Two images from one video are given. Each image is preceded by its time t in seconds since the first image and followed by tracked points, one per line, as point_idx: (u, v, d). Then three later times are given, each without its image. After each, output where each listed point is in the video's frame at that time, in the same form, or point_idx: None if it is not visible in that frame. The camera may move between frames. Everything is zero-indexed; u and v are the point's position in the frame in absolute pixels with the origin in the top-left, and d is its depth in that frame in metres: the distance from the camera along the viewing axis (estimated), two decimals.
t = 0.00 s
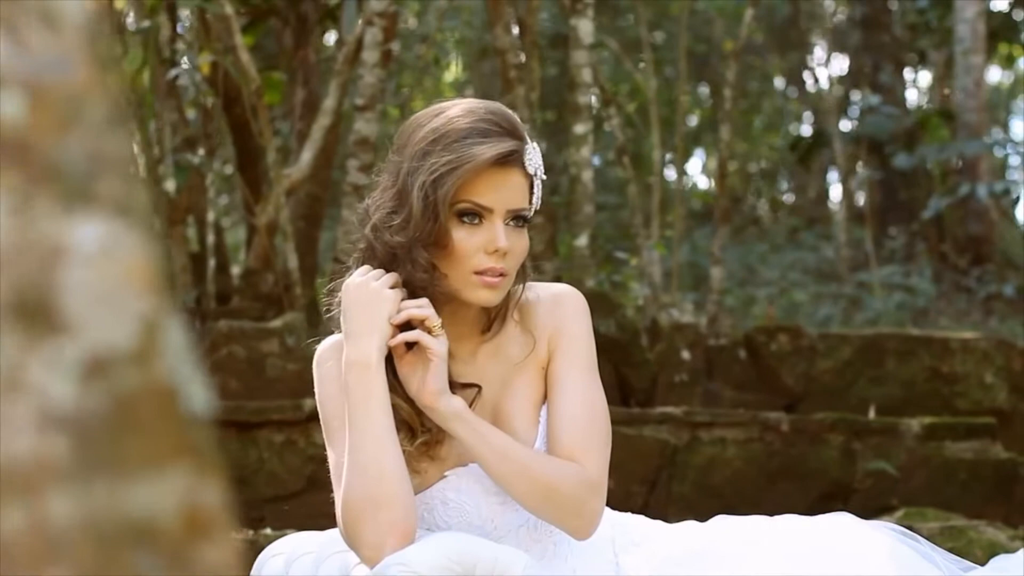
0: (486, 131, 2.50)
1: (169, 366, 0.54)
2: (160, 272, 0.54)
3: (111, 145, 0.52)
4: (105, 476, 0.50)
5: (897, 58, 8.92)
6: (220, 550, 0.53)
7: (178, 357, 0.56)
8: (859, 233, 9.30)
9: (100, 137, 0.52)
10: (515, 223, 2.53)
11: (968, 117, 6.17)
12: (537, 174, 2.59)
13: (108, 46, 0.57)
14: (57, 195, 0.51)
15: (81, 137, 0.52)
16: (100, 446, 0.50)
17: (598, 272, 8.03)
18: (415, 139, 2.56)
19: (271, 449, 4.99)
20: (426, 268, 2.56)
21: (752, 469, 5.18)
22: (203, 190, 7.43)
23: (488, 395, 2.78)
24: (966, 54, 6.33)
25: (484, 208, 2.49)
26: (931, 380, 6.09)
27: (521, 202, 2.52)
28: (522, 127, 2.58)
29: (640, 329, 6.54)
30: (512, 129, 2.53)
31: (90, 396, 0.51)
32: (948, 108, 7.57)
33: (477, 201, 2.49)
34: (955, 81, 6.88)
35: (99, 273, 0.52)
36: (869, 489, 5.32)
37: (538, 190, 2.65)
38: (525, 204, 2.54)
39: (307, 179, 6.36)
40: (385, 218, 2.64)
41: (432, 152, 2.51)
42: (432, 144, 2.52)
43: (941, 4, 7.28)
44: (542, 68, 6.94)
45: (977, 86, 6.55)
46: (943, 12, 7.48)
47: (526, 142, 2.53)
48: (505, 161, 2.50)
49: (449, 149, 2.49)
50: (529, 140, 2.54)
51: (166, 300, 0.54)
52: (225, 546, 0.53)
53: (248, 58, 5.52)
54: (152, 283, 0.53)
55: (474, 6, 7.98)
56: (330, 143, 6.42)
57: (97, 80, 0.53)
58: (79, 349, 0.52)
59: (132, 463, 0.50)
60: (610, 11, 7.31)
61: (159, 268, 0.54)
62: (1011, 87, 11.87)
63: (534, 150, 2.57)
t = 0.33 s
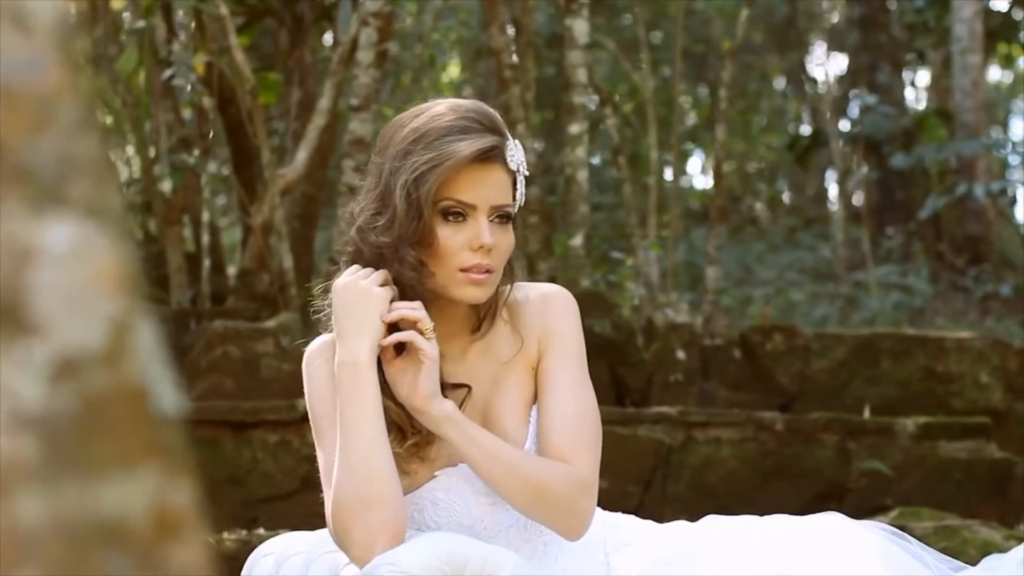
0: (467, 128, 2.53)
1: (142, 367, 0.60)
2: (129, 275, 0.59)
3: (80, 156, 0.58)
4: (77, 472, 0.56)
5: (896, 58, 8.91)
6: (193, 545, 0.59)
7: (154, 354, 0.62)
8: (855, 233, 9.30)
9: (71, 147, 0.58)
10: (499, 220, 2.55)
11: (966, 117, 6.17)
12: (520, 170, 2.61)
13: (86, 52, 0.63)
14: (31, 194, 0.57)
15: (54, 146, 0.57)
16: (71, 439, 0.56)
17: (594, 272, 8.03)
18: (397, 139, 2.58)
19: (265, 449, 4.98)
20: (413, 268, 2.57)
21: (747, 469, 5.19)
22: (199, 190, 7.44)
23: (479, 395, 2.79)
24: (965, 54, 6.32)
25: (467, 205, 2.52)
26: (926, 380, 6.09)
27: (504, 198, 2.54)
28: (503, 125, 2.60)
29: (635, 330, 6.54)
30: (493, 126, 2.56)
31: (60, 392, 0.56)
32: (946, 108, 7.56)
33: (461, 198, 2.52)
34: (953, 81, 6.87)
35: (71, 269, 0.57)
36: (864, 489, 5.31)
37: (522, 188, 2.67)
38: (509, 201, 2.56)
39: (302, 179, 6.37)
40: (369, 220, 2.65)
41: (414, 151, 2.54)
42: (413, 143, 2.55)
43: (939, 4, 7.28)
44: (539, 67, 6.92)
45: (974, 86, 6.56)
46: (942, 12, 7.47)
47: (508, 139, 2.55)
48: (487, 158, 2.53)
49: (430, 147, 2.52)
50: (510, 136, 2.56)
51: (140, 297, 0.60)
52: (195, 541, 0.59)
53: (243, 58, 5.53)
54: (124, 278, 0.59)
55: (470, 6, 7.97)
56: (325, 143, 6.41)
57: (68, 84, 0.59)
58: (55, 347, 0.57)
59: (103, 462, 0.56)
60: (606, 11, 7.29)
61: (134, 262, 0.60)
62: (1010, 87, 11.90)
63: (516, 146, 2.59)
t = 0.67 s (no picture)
0: (415, 121, 2.62)
1: (123, 370, 0.56)
2: (110, 278, 0.55)
3: (60, 157, 0.54)
4: (59, 470, 0.51)
5: (897, 58, 8.92)
6: (176, 547, 0.54)
7: (133, 359, 0.57)
8: (853, 233, 9.31)
9: (51, 152, 0.54)
10: (473, 203, 2.64)
11: (965, 117, 6.18)
12: (484, 151, 2.71)
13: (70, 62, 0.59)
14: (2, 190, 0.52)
15: (35, 146, 0.53)
16: (54, 439, 0.52)
17: (592, 272, 8.05)
18: (354, 150, 2.68)
19: (262, 450, 5.00)
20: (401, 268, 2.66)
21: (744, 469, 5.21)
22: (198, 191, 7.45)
23: (476, 394, 2.81)
24: (964, 55, 6.32)
25: (437, 194, 2.60)
26: (924, 380, 6.10)
27: (471, 177, 2.63)
28: (453, 111, 2.70)
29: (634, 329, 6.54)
30: (443, 114, 2.65)
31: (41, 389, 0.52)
32: (945, 109, 7.58)
33: (429, 190, 2.61)
34: (953, 81, 6.88)
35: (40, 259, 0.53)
36: (861, 489, 5.33)
37: (490, 170, 2.77)
38: (477, 182, 2.65)
39: (300, 179, 6.37)
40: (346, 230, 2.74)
41: (370, 155, 2.63)
42: (368, 147, 2.64)
43: (939, 5, 7.28)
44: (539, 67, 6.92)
45: (973, 86, 6.56)
46: (941, 13, 7.47)
47: (461, 122, 2.65)
48: (443, 143, 2.62)
49: (384, 147, 2.61)
50: (462, 119, 2.66)
51: (120, 298, 0.56)
52: (177, 543, 0.54)
53: (241, 58, 5.54)
54: (105, 278, 0.55)
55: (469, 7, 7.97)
56: (324, 143, 6.42)
57: (48, 86, 0.54)
58: (34, 349, 0.53)
59: (87, 460, 0.51)
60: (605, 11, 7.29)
61: (110, 267, 0.55)
62: (1011, 86, 11.88)
63: (472, 128, 2.69)
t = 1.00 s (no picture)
0: (426, 125, 2.64)
1: (102, 370, 0.53)
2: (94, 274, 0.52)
3: (45, 153, 0.52)
4: (36, 469, 0.49)
5: (895, 58, 8.93)
6: (157, 546, 0.52)
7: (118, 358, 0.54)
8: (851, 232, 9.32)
9: (29, 144, 0.51)
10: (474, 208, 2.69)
11: (964, 117, 6.18)
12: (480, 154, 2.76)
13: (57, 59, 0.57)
14: None
15: (15, 135, 0.51)
16: (36, 439, 0.50)
17: (590, 271, 8.05)
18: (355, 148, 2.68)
19: (259, 450, 5.02)
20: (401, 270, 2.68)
21: (742, 469, 5.22)
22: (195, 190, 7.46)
23: (468, 396, 2.84)
24: (962, 55, 6.32)
25: (448, 200, 2.64)
26: (922, 380, 6.12)
27: (476, 183, 2.67)
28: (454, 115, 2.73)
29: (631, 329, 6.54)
30: (448, 118, 2.68)
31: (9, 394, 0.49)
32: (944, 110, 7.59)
33: (439, 194, 2.64)
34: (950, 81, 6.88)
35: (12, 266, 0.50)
36: (858, 489, 5.35)
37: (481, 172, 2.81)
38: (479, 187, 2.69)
39: (298, 180, 6.38)
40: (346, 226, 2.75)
41: (377, 156, 2.64)
42: (374, 148, 2.64)
43: (937, 5, 7.29)
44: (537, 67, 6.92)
45: (971, 86, 6.57)
46: (940, 13, 7.47)
47: (466, 127, 2.69)
48: (452, 149, 2.66)
49: (394, 151, 2.62)
50: (466, 124, 2.70)
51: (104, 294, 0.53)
52: (160, 541, 0.52)
53: (238, 59, 5.54)
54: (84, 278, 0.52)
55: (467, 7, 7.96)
56: (322, 143, 6.42)
57: (35, 95, 0.52)
58: (12, 351, 0.50)
59: (65, 457, 0.50)
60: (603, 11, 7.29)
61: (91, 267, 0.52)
62: (1009, 87, 11.89)
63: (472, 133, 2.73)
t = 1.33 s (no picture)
0: (453, 135, 2.74)
1: (93, 369, 0.97)
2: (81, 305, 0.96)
3: (54, 233, 0.94)
4: (37, 468, 0.92)
5: (893, 57, 8.92)
6: (137, 540, 0.96)
7: (108, 364, 0.99)
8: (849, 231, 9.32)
9: (52, 232, 0.94)
10: (486, 219, 2.79)
11: (962, 116, 6.18)
12: (497, 163, 2.86)
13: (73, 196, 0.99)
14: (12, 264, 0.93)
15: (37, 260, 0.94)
16: (32, 436, 0.92)
17: (589, 272, 8.03)
18: (380, 143, 2.78)
19: (256, 449, 5.01)
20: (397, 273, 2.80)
21: (739, 469, 5.22)
22: (194, 190, 7.46)
23: (462, 398, 2.93)
24: (961, 53, 6.31)
25: (462, 210, 2.74)
26: (919, 380, 6.12)
27: (492, 198, 2.77)
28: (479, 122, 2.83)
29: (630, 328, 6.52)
30: (474, 129, 2.78)
31: (20, 396, 0.92)
32: (942, 110, 7.59)
33: (456, 204, 2.74)
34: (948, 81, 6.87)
35: (35, 300, 0.94)
36: (854, 488, 5.36)
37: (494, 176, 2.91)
38: (493, 199, 2.80)
39: (295, 180, 6.37)
40: (357, 222, 2.86)
41: (401, 158, 2.74)
42: (399, 149, 2.74)
43: (935, 6, 7.28)
44: (536, 66, 6.91)
45: (970, 85, 6.55)
46: (938, 13, 7.46)
47: (489, 139, 2.78)
48: (476, 160, 2.76)
49: (421, 156, 2.72)
50: (489, 136, 2.79)
51: (83, 309, 0.96)
52: (140, 536, 0.96)
53: (235, 59, 5.52)
54: (68, 283, 0.95)
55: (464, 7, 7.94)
56: (319, 143, 6.41)
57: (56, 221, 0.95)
58: (22, 369, 0.93)
59: (58, 457, 0.93)
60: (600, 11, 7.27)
61: (78, 275, 0.96)
62: (1006, 87, 11.90)
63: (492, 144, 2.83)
